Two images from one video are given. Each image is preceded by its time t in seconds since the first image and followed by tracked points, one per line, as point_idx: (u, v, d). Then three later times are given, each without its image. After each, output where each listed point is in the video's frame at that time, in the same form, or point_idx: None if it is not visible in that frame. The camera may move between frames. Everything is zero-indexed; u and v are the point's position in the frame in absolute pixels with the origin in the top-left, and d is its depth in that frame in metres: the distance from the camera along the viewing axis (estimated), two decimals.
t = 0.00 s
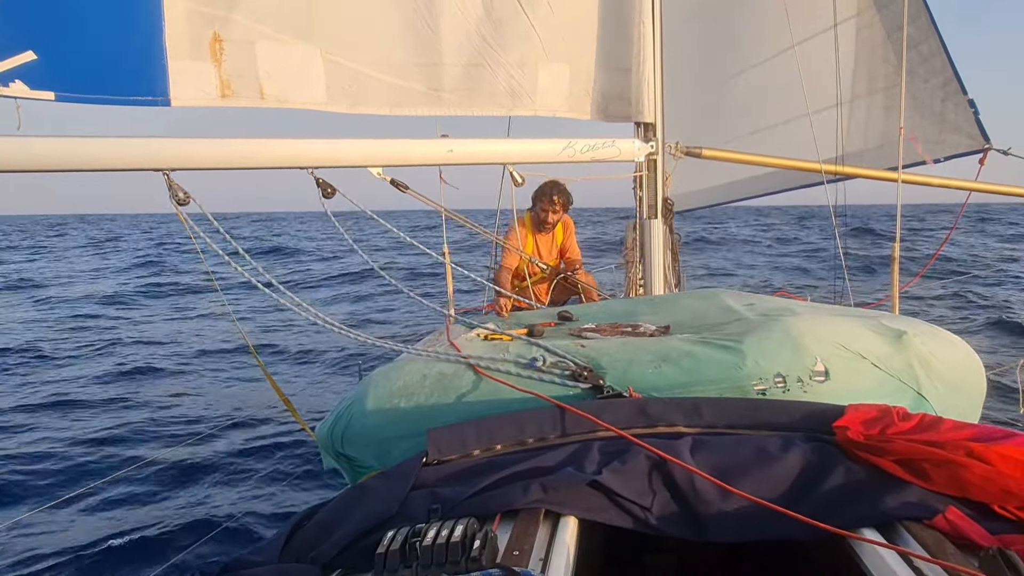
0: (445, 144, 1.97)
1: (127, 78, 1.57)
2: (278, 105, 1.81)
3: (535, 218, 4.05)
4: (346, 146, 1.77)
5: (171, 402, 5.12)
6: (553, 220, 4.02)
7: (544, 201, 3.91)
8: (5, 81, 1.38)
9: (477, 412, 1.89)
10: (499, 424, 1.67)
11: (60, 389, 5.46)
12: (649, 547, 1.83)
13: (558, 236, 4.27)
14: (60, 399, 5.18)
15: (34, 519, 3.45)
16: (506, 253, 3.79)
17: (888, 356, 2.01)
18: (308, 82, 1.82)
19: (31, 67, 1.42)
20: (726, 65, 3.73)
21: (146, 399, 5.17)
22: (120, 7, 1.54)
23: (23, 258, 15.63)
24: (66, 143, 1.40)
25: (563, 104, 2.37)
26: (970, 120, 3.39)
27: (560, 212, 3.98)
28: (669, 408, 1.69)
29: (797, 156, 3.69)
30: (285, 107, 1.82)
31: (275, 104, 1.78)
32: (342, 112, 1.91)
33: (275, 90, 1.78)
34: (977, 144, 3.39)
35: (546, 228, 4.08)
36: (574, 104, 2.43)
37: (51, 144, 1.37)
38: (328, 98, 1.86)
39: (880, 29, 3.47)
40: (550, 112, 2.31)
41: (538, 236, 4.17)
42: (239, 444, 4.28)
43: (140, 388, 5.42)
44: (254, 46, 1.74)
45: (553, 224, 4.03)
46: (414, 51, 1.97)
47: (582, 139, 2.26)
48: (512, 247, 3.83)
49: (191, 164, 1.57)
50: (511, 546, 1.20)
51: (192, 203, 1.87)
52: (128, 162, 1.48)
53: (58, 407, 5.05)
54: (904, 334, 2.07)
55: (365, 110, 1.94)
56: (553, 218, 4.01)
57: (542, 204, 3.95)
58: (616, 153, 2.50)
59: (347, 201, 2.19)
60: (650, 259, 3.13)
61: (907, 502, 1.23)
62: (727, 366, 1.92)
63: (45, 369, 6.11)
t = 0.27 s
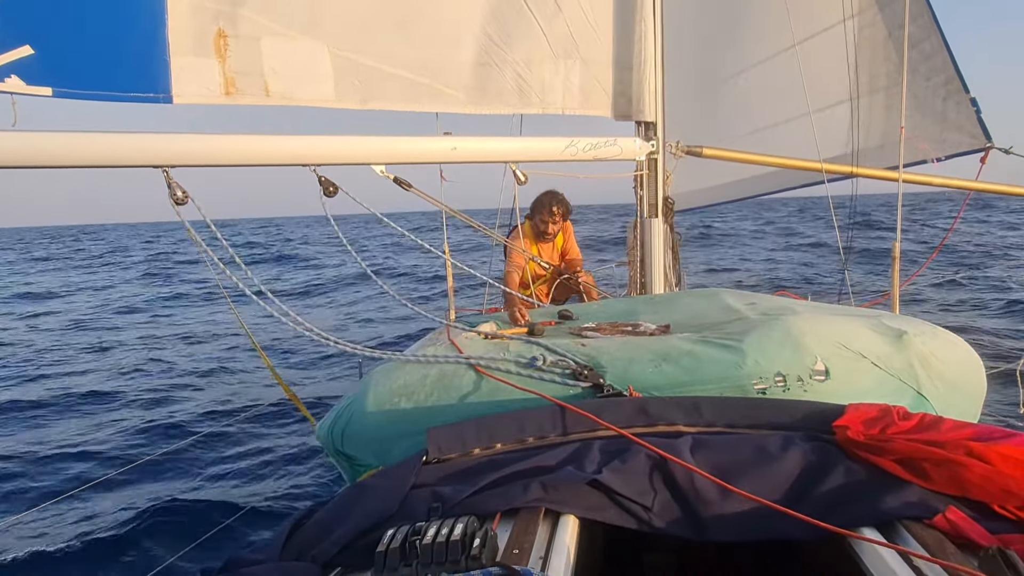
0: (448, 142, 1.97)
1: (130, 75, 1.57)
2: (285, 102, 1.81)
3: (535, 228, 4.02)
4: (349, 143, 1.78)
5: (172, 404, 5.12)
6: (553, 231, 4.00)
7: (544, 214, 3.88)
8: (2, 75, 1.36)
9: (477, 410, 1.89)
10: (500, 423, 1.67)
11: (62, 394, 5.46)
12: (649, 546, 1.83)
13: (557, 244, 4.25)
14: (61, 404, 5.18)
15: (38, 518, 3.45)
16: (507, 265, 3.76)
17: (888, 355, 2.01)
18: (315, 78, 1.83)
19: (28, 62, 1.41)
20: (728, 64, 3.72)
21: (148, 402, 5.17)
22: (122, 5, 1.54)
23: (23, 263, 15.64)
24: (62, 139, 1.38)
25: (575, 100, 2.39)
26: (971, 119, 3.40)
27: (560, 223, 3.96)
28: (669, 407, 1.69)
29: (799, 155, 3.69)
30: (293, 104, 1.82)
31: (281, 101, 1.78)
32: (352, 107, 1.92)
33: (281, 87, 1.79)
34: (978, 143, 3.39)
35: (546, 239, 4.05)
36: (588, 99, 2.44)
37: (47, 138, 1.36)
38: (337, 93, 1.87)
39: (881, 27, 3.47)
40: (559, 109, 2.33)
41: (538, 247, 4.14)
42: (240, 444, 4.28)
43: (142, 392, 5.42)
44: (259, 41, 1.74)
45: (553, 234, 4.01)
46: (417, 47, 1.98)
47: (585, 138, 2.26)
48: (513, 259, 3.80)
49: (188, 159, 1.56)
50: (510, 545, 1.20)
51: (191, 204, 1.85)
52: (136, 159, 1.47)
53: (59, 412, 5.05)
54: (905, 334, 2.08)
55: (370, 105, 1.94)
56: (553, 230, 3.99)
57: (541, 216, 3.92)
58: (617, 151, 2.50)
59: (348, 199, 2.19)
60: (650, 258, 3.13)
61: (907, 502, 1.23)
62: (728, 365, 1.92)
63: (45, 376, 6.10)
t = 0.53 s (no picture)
0: (451, 136, 1.97)
1: (131, 62, 1.57)
2: (290, 91, 1.80)
3: (535, 226, 4.01)
4: (350, 137, 1.78)
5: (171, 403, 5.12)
6: (553, 230, 3.99)
7: (544, 212, 3.87)
8: None
9: (476, 406, 1.89)
10: (498, 419, 1.68)
11: (62, 397, 5.46)
12: (646, 543, 1.84)
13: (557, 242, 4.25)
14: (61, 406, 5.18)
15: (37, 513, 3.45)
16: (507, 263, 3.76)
17: (887, 354, 2.01)
18: (321, 68, 1.83)
19: (22, 48, 1.40)
20: (731, 59, 3.70)
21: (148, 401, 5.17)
22: None
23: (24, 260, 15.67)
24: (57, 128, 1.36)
25: (587, 93, 2.41)
26: (974, 116, 3.37)
27: (560, 222, 3.96)
28: (668, 405, 1.69)
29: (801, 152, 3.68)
30: (301, 91, 1.82)
31: (288, 89, 1.78)
32: (363, 97, 1.91)
33: (287, 75, 1.78)
34: (980, 140, 3.37)
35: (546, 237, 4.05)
36: (599, 94, 2.46)
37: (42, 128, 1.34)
38: (347, 82, 1.88)
39: (884, 24, 3.45)
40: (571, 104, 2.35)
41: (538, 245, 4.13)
42: (240, 441, 4.29)
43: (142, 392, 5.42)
44: (262, 30, 1.73)
45: (553, 232, 4.00)
46: (420, 39, 1.97)
47: (586, 134, 2.26)
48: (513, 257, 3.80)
49: (186, 151, 1.55)
50: (509, 541, 1.21)
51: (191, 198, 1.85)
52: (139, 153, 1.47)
53: (59, 412, 5.06)
54: (904, 333, 2.08)
55: (377, 92, 1.93)
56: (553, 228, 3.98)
57: (541, 214, 3.91)
58: (619, 148, 2.50)
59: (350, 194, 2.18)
60: (651, 255, 3.13)
61: (904, 500, 1.24)
62: (726, 362, 1.93)
63: (46, 380, 6.11)
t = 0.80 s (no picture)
0: (451, 132, 1.97)
1: (127, 50, 1.57)
2: (294, 80, 1.81)
3: (531, 221, 4.01)
4: (350, 134, 1.78)
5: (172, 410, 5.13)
6: (550, 225, 3.98)
7: (539, 207, 3.87)
8: None
9: (474, 403, 1.89)
10: (496, 416, 1.68)
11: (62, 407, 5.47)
12: (643, 539, 1.85)
13: (554, 236, 4.24)
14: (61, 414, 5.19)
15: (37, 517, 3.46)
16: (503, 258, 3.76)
17: (884, 352, 2.01)
18: (325, 59, 1.83)
19: (15, 35, 1.40)
20: (733, 54, 3.70)
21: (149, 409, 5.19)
22: None
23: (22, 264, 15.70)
24: (47, 121, 1.36)
25: (592, 86, 2.43)
26: (974, 113, 3.37)
27: (557, 217, 3.95)
28: (665, 401, 1.70)
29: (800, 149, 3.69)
30: (303, 81, 1.82)
31: (289, 79, 1.78)
32: (369, 86, 1.92)
33: (288, 63, 1.78)
34: (980, 137, 3.36)
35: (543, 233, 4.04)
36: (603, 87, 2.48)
37: (35, 120, 1.33)
38: (353, 72, 1.88)
39: (885, 21, 3.44)
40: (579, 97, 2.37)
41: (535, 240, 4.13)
42: (235, 446, 4.29)
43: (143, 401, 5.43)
44: (261, 16, 1.72)
45: (549, 226, 4.00)
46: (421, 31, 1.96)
47: (586, 130, 2.26)
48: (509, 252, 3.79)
49: (184, 144, 1.54)
50: (506, 536, 1.21)
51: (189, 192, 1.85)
52: (132, 145, 1.46)
53: (56, 422, 5.09)
54: (901, 330, 2.08)
55: (380, 81, 1.94)
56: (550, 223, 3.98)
57: (537, 209, 3.91)
58: (618, 144, 2.49)
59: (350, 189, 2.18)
60: (649, 253, 3.13)
61: (900, 497, 1.24)
62: (724, 359, 1.93)
63: (44, 391, 6.14)
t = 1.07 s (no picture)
0: (449, 128, 1.97)
1: (122, 40, 1.57)
2: (291, 72, 1.81)
3: (526, 217, 4.00)
4: (347, 128, 1.78)
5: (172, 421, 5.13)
6: (545, 219, 3.98)
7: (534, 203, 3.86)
8: None
9: (471, 399, 1.90)
10: (493, 413, 1.68)
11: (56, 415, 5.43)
12: (640, 535, 1.86)
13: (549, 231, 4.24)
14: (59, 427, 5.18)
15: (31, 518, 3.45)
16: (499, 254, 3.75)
17: (880, 348, 2.02)
18: (321, 52, 1.82)
19: (6, 23, 1.36)
20: (733, 50, 3.73)
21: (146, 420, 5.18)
22: None
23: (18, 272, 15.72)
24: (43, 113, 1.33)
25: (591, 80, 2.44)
26: (971, 109, 3.38)
27: (552, 212, 3.94)
28: (661, 397, 1.70)
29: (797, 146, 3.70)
30: (299, 73, 1.82)
31: (285, 70, 1.78)
32: (369, 78, 1.92)
33: (285, 55, 1.78)
34: (977, 132, 3.38)
35: (538, 227, 4.04)
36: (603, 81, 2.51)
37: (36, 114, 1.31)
38: (350, 63, 1.87)
39: (884, 16, 3.43)
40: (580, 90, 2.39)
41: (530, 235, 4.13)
42: (230, 460, 4.31)
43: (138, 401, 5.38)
44: (259, 8, 1.71)
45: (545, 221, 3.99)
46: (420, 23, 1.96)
47: (583, 127, 2.26)
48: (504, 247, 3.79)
49: (179, 138, 1.53)
50: (503, 531, 1.21)
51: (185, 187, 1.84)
52: (124, 138, 1.44)
53: (53, 440, 5.12)
54: (897, 327, 2.09)
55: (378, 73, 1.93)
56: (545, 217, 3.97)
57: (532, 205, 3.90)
58: (615, 140, 2.49)
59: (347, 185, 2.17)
60: (645, 249, 3.13)
61: (894, 493, 1.25)
62: (720, 355, 1.94)
63: (41, 409, 6.18)
